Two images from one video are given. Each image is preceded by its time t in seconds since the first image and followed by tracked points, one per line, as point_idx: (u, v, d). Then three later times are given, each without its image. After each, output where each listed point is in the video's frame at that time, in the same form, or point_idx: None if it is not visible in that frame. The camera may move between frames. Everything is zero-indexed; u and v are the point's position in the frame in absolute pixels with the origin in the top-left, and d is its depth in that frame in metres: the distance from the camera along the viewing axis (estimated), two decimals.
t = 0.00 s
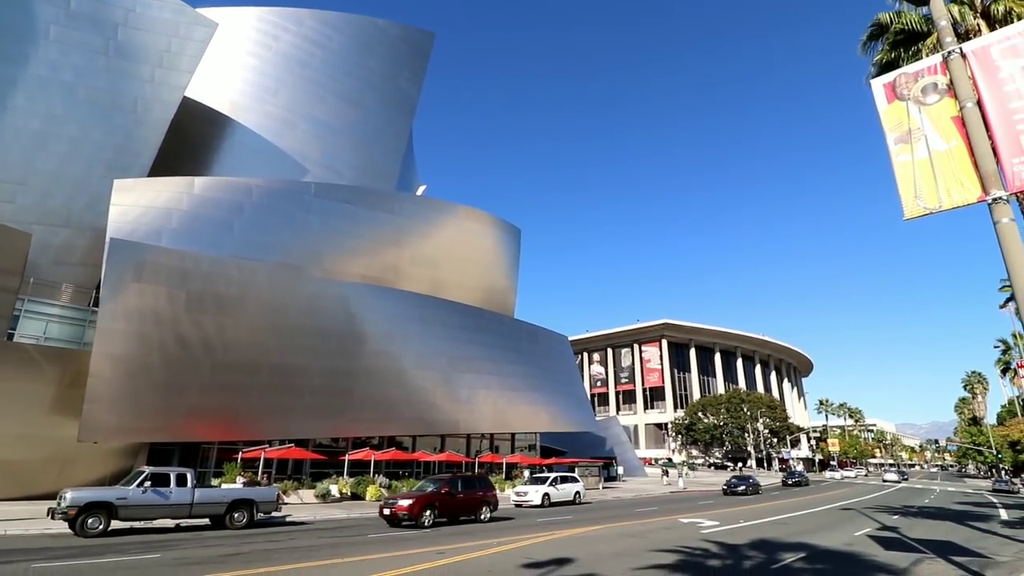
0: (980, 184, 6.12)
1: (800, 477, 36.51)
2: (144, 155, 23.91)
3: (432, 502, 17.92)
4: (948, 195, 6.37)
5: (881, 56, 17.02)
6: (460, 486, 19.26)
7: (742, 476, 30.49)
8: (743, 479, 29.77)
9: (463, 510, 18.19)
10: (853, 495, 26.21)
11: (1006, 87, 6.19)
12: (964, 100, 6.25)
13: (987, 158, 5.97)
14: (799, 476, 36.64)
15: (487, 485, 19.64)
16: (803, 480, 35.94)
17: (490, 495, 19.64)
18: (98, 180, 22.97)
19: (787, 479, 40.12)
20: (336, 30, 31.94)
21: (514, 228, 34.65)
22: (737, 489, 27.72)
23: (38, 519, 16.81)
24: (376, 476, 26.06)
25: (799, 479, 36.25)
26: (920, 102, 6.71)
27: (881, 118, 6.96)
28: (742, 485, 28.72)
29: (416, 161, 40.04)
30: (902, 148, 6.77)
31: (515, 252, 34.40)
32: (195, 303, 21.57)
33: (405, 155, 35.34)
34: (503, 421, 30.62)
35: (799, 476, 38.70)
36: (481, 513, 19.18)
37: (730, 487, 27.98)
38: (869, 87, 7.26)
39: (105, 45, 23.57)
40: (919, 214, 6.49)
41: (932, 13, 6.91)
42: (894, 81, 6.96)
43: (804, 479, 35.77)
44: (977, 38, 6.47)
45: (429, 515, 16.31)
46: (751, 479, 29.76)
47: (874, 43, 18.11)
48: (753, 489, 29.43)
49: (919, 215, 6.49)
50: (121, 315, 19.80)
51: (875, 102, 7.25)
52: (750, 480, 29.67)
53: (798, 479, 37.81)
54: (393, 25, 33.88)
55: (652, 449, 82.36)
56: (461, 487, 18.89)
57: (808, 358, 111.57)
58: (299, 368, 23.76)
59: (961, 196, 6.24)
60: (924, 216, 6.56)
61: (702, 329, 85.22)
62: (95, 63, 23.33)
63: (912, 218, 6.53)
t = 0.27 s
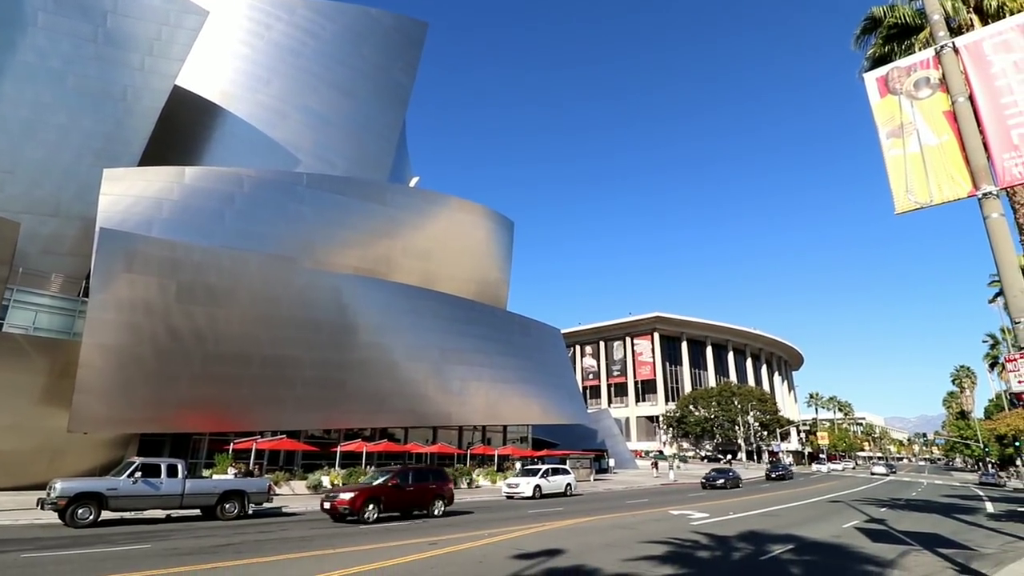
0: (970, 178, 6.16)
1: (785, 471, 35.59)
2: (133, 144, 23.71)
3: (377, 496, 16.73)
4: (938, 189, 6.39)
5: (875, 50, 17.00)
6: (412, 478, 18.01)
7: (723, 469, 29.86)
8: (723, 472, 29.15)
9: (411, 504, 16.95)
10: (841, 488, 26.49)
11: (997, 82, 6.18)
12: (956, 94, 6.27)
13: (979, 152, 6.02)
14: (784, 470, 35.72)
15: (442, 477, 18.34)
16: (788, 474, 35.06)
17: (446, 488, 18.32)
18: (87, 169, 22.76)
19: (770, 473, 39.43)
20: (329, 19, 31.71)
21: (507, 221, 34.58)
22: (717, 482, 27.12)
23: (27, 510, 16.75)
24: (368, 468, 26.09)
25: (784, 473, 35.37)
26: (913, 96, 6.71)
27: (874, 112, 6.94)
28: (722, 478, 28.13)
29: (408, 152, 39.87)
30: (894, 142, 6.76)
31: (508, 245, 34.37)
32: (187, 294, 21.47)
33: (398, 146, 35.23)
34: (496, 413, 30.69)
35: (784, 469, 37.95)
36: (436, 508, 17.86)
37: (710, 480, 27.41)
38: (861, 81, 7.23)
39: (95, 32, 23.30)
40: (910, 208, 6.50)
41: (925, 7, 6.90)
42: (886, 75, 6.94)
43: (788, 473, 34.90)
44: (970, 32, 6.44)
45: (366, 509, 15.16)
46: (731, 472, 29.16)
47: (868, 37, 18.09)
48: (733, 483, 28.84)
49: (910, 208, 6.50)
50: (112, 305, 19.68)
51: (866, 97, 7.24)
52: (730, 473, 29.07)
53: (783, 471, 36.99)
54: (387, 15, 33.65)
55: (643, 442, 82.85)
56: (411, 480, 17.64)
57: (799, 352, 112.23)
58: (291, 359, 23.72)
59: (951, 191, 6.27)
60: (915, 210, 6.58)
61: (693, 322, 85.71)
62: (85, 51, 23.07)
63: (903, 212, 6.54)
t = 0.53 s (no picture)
0: (962, 174, 6.21)
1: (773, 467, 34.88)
2: (125, 138, 23.55)
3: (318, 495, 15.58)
4: (930, 185, 6.43)
5: (868, 47, 17.04)
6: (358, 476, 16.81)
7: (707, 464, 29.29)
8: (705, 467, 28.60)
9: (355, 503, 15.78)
10: (833, 483, 26.69)
11: (990, 79, 6.20)
12: (949, 91, 6.31)
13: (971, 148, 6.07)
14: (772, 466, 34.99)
15: (392, 473, 17.11)
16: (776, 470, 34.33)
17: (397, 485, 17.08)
18: (78, 163, 22.60)
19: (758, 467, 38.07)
20: (323, 13, 31.57)
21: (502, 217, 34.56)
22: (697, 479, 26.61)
23: (19, 505, 16.68)
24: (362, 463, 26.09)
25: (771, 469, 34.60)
26: (906, 93, 6.74)
27: (868, 109, 6.97)
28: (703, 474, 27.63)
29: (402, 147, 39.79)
30: (887, 139, 6.78)
31: (502, 241, 34.38)
32: (179, 289, 21.39)
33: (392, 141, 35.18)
34: (490, 409, 30.74)
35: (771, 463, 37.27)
36: (387, 506, 16.66)
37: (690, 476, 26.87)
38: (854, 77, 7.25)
39: (86, 25, 23.10)
40: (903, 204, 6.53)
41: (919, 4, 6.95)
42: (880, 72, 6.96)
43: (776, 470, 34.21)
44: (963, 30, 6.45)
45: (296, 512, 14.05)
46: (713, 468, 28.64)
47: (861, 34, 18.14)
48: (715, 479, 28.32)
49: (903, 205, 6.53)
50: (104, 300, 19.57)
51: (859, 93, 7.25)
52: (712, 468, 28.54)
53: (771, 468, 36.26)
54: (381, 9, 33.55)
55: (637, 437, 83.12)
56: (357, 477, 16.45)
57: (793, 349, 112.73)
58: (284, 355, 23.68)
59: (943, 187, 6.32)
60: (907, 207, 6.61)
61: (687, 318, 85.94)
62: (76, 44, 22.86)
63: (895, 208, 6.58)
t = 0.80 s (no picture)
0: (954, 169, 6.27)
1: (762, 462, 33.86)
2: (116, 136, 23.39)
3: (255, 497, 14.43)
4: (923, 179, 6.49)
5: (861, 42, 17.08)
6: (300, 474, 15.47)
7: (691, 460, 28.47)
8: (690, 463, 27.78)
9: (296, 506, 14.46)
10: (828, 476, 26.84)
11: (982, 73, 6.19)
12: (942, 86, 6.33)
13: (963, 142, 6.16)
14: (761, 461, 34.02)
15: (339, 473, 15.77)
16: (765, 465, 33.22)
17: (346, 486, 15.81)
18: (69, 162, 22.44)
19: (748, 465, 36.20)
20: (315, 10, 31.42)
21: (496, 213, 34.53)
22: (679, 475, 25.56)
23: (14, 506, 16.60)
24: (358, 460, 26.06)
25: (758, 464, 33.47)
26: (898, 87, 6.76)
27: (860, 104, 6.98)
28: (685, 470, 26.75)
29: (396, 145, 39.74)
30: (879, 133, 6.82)
31: (497, 238, 34.37)
32: (173, 288, 21.30)
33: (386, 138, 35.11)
34: (486, 406, 30.75)
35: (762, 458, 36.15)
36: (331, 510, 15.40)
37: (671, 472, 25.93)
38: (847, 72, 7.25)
39: (76, 22, 22.91)
40: (895, 199, 6.58)
41: None
42: (872, 66, 6.96)
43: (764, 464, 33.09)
44: (955, 25, 6.45)
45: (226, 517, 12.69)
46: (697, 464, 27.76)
47: (853, 29, 18.18)
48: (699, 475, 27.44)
49: (895, 199, 6.57)
50: (96, 299, 19.45)
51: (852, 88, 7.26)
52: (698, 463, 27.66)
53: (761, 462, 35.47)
54: (373, 6, 33.44)
55: (632, 433, 83.33)
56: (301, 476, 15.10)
57: (787, 343, 113.04)
58: (279, 353, 23.62)
59: (934, 181, 6.38)
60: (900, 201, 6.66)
61: (682, 313, 86.18)
62: (66, 41, 22.65)
63: (888, 202, 6.62)
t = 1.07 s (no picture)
0: (948, 165, 6.25)
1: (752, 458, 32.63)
2: (111, 133, 23.31)
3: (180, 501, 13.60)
4: (917, 175, 6.47)
5: (856, 38, 17.10)
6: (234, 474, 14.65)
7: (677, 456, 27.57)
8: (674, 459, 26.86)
9: (225, 507, 13.63)
10: (824, 471, 26.95)
11: (976, 68, 6.12)
12: (935, 81, 6.30)
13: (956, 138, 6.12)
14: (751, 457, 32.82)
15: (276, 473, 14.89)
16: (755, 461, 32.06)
17: (284, 487, 14.83)
18: (63, 158, 22.36)
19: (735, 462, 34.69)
20: (310, 6, 31.37)
21: (492, 210, 34.48)
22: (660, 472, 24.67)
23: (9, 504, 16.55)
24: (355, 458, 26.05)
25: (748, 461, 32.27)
26: (892, 83, 6.76)
27: (853, 100, 6.99)
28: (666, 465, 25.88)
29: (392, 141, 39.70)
30: (874, 129, 6.82)
31: (493, 234, 34.36)
32: (168, 285, 21.22)
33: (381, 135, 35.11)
34: (482, 403, 30.76)
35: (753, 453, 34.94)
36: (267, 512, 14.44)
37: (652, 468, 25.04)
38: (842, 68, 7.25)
39: (70, 19, 22.78)
40: (890, 194, 6.58)
41: None
42: (867, 62, 6.97)
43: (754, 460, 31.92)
44: (949, 20, 6.37)
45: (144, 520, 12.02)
46: (681, 460, 26.86)
47: (848, 24, 18.20)
48: (681, 471, 26.55)
49: (889, 195, 6.57)
50: (91, 297, 19.35)
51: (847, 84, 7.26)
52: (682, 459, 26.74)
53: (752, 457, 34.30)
54: (368, 2, 33.40)
55: (629, 428, 83.51)
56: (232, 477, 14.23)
57: (783, 339, 113.39)
58: (275, 350, 23.57)
59: (929, 176, 6.35)
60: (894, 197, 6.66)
61: (678, 309, 86.36)
62: (59, 38, 22.53)
63: (882, 198, 6.62)
